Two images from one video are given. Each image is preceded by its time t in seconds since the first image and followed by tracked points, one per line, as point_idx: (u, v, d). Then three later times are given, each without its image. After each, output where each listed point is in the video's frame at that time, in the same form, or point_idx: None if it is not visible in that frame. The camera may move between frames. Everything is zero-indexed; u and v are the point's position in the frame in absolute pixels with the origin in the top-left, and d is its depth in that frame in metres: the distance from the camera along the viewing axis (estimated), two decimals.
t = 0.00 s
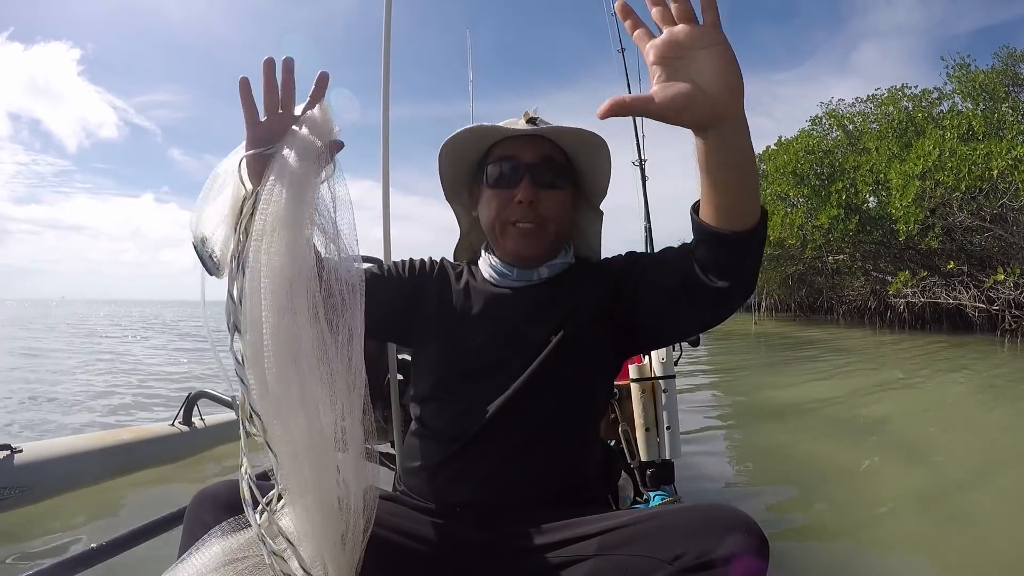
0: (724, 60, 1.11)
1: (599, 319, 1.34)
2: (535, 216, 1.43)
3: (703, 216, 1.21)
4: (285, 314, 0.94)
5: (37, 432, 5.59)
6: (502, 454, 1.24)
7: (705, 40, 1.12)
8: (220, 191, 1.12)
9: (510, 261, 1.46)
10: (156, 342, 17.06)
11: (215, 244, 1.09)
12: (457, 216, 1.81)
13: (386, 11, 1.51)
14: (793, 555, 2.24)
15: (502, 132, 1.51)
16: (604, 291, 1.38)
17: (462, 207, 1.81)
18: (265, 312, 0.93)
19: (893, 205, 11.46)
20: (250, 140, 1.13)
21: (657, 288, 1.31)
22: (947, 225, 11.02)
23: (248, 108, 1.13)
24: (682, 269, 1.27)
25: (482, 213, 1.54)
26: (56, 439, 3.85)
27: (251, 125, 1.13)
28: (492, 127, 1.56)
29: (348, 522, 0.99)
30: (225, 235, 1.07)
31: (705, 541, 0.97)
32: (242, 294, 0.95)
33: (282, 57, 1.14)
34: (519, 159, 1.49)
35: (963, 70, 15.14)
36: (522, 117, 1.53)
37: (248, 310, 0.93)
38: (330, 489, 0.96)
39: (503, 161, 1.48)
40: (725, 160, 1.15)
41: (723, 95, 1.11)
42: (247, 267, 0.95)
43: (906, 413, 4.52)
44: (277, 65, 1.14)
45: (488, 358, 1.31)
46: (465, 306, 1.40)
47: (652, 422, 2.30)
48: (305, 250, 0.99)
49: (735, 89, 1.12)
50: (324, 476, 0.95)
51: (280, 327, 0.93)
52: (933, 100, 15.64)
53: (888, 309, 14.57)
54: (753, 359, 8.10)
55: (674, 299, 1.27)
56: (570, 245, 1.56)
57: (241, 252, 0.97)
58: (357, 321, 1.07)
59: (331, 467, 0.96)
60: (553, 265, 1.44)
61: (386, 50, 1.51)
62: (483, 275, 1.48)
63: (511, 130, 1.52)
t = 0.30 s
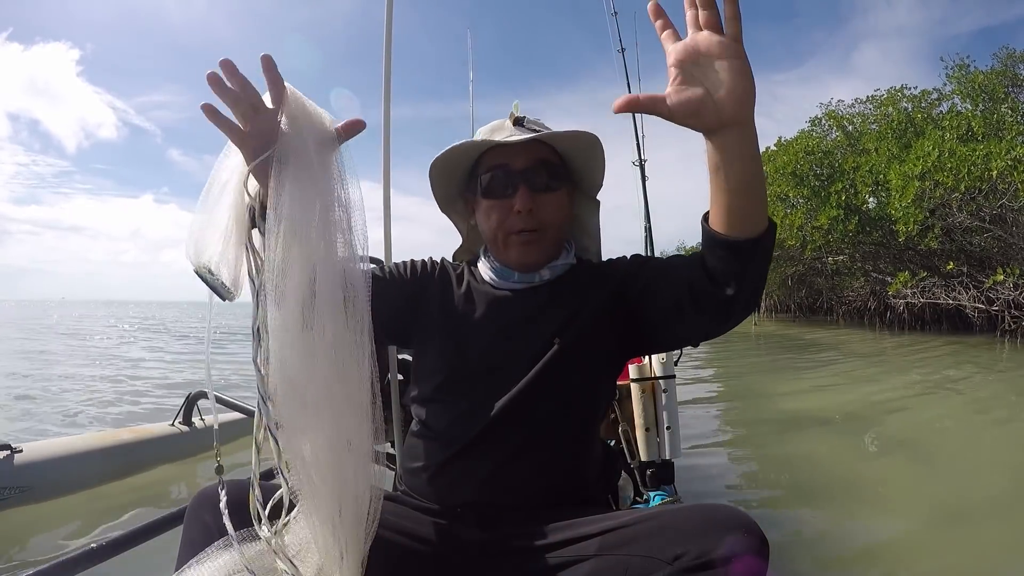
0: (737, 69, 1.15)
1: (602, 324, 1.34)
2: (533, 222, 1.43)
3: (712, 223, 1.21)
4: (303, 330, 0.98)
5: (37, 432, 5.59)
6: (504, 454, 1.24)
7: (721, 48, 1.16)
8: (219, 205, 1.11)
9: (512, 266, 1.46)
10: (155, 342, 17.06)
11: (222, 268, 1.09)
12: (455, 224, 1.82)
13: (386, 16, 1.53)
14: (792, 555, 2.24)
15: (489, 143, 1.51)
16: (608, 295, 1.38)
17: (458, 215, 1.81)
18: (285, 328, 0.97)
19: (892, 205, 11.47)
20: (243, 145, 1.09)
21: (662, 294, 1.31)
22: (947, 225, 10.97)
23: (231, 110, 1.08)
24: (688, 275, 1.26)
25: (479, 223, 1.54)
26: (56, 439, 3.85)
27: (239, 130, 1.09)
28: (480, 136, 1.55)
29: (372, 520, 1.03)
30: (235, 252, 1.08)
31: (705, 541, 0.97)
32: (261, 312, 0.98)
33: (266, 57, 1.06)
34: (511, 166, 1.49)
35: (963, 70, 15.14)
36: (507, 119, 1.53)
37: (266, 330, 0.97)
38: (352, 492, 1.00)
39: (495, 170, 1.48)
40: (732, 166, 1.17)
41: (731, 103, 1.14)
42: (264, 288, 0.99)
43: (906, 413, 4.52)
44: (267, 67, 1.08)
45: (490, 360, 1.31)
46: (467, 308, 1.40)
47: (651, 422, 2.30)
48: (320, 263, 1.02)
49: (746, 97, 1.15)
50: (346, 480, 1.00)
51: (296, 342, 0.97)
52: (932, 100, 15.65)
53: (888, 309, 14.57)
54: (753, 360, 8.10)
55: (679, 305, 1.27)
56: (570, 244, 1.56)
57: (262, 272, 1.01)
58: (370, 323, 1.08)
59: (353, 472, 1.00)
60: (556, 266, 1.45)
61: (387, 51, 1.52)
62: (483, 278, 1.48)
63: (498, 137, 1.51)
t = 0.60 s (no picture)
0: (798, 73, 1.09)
1: (605, 324, 1.34)
2: (547, 225, 1.44)
3: (735, 224, 1.18)
4: (249, 320, 0.93)
5: (37, 431, 5.59)
6: (506, 454, 1.24)
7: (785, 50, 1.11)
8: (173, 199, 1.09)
9: (520, 267, 1.46)
10: (156, 341, 17.09)
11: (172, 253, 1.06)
12: (456, 224, 1.81)
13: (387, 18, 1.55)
14: (793, 556, 2.24)
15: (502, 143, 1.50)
16: (610, 295, 1.38)
17: (460, 213, 1.80)
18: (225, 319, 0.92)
19: (892, 205, 11.47)
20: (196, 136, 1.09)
21: (665, 293, 1.31)
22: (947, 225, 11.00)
23: (184, 108, 1.10)
24: (694, 275, 1.26)
25: (489, 222, 1.53)
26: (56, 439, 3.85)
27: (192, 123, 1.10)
28: (491, 135, 1.55)
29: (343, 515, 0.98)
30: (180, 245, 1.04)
31: (705, 540, 0.97)
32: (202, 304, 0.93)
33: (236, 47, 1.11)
34: (524, 169, 1.49)
35: (963, 70, 15.14)
36: (520, 119, 1.53)
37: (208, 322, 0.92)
38: (315, 486, 0.95)
39: (509, 171, 1.49)
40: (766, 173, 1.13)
41: (786, 107, 1.09)
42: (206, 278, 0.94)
43: (906, 414, 4.52)
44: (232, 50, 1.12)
45: (493, 359, 1.31)
46: (471, 307, 1.40)
47: (651, 422, 2.30)
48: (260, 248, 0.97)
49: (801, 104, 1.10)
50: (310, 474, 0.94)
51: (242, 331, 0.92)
52: (932, 100, 15.67)
53: (888, 309, 14.58)
54: (753, 360, 8.11)
55: (683, 305, 1.27)
56: (574, 246, 1.57)
57: (197, 263, 0.96)
58: (324, 308, 1.03)
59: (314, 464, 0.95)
60: (562, 269, 1.45)
61: (387, 51, 1.54)
62: (488, 278, 1.47)
63: (511, 138, 1.50)
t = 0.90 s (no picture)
0: (780, 113, 1.07)
1: (607, 333, 1.34)
2: (541, 221, 1.43)
3: (729, 252, 1.18)
4: (261, 345, 0.92)
5: (39, 432, 5.60)
6: (505, 455, 1.24)
7: (768, 88, 1.09)
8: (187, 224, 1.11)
9: (515, 263, 1.46)
10: (158, 343, 17.16)
11: (189, 278, 1.11)
12: (459, 220, 1.82)
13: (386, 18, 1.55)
14: (792, 556, 2.24)
15: (501, 137, 1.51)
16: (610, 306, 1.37)
17: (464, 210, 1.81)
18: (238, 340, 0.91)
19: (892, 205, 11.47)
20: (211, 168, 1.12)
21: (667, 307, 1.30)
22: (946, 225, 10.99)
23: (201, 138, 1.12)
24: (700, 290, 1.25)
25: (487, 218, 1.54)
26: (55, 439, 3.85)
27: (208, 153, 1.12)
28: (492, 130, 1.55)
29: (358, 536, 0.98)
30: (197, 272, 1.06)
31: (705, 541, 0.97)
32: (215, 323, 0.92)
33: (248, 70, 1.12)
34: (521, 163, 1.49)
35: (963, 70, 15.14)
36: (521, 117, 1.54)
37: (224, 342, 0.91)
38: (328, 509, 0.94)
39: (506, 164, 1.49)
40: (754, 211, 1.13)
41: (769, 149, 1.09)
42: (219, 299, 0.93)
43: (906, 413, 4.51)
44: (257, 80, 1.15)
45: (493, 362, 1.31)
46: (469, 310, 1.40)
47: (651, 422, 2.30)
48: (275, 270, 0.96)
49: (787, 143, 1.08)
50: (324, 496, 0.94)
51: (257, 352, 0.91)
52: (932, 100, 15.66)
53: (888, 309, 14.57)
54: (753, 360, 8.12)
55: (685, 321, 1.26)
56: (572, 244, 1.56)
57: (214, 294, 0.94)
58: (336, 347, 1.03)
59: (328, 488, 0.95)
60: (557, 268, 1.44)
61: (386, 50, 1.54)
62: (485, 277, 1.47)
63: (509, 133, 1.51)
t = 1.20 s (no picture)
0: (798, 123, 1.10)
1: (607, 336, 1.34)
2: (535, 222, 1.43)
3: (736, 267, 1.17)
4: (257, 345, 0.91)
5: (39, 431, 5.60)
6: (506, 455, 1.24)
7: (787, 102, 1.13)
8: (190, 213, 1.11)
9: (514, 266, 1.46)
10: (158, 342, 17.18)
11: (188, 267, 1.10)
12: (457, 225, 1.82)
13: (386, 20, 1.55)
14: (792, 556, 2.24)
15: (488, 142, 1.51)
16: (612, 311, 1.36)
17: (462, 216, 1.82)
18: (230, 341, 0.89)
19: (892, 205, 11.47)
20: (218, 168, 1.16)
21: (669, 312, 1.29)
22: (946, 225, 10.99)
23: (218, 132, 1.16)
24: (700, 297, 1.24)
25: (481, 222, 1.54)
26: (56, 439, 3.86)
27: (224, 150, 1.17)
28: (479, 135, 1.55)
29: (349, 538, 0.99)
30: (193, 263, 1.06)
31: (706, 540, 0.97)
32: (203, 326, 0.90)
33: (265, 76, 1.20)
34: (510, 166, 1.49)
35: (963, 70, 15.14)
36: (507, 119, 1.52)
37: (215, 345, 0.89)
38: (314, 514, 0.93)
39: (496, 169, 1.49)
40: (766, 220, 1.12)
41: (785, 157, 1.09)
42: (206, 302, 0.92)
43: (906, 414, 4.52)
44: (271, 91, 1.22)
45: (493, 363, 1.31)
46: (469, 311, 1.40)
47: (651, 422, 2.30)
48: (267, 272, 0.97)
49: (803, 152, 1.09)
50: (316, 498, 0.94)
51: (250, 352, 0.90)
52: (933, 101, 15.66)
53: (887, 309, 14.57)
54: (753, 360, 8.13)
55: (686, 327, 1.25)
56: (571, 243, 1.56)
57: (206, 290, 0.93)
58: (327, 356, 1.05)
59: (316, 491, 0.95)
60: (557, 269, 1.45)
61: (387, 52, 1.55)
62: (484, 279, 1.48)
63: (495, 137, 1.51)
